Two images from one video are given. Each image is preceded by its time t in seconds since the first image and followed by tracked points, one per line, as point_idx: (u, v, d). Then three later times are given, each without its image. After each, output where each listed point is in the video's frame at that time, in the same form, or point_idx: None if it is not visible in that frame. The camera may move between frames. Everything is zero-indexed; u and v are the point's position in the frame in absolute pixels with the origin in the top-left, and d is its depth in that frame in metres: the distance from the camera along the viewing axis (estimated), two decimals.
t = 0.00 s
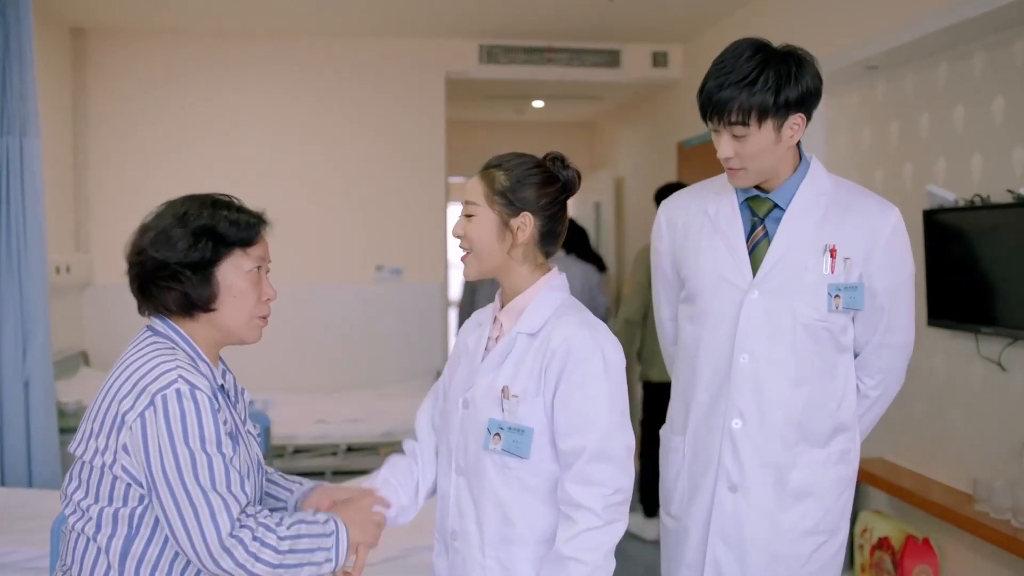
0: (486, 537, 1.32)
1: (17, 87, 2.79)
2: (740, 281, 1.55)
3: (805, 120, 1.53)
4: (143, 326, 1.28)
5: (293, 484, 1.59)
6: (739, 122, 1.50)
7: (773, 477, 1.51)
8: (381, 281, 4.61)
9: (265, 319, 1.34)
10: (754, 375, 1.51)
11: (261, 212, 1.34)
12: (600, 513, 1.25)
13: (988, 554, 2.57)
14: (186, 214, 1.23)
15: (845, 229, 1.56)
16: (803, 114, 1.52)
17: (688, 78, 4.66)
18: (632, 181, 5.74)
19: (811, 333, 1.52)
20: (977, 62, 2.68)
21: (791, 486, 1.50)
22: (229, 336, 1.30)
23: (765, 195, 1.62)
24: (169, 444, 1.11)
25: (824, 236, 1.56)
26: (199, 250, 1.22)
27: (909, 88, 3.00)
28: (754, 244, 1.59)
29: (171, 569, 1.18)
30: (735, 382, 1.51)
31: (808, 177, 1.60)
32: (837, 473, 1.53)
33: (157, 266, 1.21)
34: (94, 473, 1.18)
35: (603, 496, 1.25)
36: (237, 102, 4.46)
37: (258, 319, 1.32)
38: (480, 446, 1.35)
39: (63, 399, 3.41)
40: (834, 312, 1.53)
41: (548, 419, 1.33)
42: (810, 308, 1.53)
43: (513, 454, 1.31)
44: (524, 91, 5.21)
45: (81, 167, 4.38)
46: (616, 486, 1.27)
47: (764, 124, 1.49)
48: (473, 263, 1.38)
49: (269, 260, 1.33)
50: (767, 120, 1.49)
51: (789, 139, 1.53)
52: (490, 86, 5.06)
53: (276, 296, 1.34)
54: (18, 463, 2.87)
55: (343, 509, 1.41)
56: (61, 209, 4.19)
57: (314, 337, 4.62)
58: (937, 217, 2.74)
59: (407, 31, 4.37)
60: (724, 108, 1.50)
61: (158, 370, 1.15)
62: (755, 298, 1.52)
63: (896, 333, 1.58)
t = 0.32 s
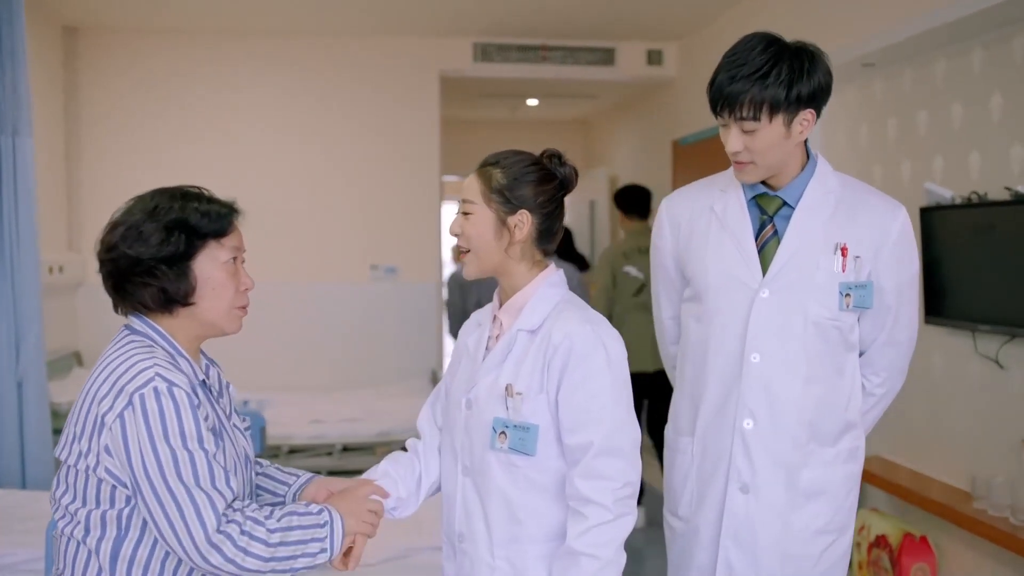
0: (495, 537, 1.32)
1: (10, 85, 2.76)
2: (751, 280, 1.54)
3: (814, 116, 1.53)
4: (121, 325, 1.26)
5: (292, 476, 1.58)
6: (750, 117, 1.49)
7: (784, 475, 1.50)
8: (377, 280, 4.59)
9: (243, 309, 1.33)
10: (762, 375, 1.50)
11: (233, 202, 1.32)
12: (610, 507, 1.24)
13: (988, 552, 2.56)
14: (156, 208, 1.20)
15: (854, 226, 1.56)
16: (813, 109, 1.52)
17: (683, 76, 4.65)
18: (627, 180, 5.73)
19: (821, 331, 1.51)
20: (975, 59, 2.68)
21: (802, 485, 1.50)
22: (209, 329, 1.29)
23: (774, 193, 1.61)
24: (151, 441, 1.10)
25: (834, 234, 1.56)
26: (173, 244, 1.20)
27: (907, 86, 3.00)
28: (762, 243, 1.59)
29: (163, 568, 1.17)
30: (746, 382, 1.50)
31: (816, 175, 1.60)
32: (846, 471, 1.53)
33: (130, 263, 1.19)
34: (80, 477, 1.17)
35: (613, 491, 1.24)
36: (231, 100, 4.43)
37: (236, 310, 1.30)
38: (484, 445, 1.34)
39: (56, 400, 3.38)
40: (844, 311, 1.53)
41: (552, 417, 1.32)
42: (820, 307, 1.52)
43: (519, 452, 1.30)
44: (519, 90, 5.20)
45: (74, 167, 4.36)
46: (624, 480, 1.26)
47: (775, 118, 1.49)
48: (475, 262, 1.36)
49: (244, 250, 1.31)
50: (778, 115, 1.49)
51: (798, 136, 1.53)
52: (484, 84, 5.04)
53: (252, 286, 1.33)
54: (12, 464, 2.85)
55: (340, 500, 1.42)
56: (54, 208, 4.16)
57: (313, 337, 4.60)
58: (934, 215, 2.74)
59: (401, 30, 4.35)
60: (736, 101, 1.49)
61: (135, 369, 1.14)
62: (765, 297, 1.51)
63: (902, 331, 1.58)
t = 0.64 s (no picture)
0: (496, 537, 1.32)
1: (7, 86, 2.75)
2: (750, 279, 1.54)
3: (820, 108, 1.53)
4: (111, 328, 1.25)
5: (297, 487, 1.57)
6: (753, 102, 1.51)
7: (781, 475, 1.49)
8: (375, 279, 4.58)
9: (234, 308, 1.32)
10: (764, 375, 1.50)
11: (220, 201, 1.31)
12: (614, 512, 1.23)
13: (989, 552, 2.56)
14: (144, 209, 1.19)
15: (860, 225, 1.54)
16: (820, 103, 1.53)
17: (682, 75, 4.64)
18: (626, 179, 5.73)
19: (822, 332, 1.50)
20: (975, 58, 2.67)
21: (799, 486, 1.49)
22: (201, 329, 1.28)
23: (778, 192, 1.61)
24: (145, 443, 1.09)
25: (838, 233, 1.54)
26: (162, 244, 1.19)
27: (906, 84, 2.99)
28: (766, 240, 1.58)
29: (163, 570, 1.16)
30: (744, 380, 1.50)
31: (824, 173, 1.58)
32: (848, 474, 1.51)
33: (120, 265, 1.18)
34: (74, 480, 1.16)
35: (618, 495, 1.24)
36: (228, 99, 4.42)
37: (227, 309, 1.29)
38: (490, 442, 1.34)
39: (54, 401, 3.37)
40: (845, 311, 1.51)
41: (561, 417, 1.32)
42: (820, 307, 1.51)
43: (524, 450, 1.30)
44: (517, 89, 5.19)
45: (71, 167, 4.34)
46: (630, 485, 1.25)
47: (778, 104, 1.50)
48: (489, 258, 1.36)
49: (233, 248, 1.30)
50: (781, 100, 1.50)
51: (803, 128, 1.53)
52: (482, 83, 5.04)
53: (242, 284, 1.32)
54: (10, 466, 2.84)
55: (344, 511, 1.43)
56: (51, 209, 4.15)
57: (311, 337, 4.59)
58: (936, 213, 2.73)
59: (399, 28, 4.35)
60: (740, 83, 1.51)
61: (129, 371, 1.12)
62: (763, 297, 1.51)
63: (913, 332, 1.55)
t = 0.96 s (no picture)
0: (494, 539, 1.31)
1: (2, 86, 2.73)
2: (750, 279, 1.54)
3: (814, 104, 1.54)
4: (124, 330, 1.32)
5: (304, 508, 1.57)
6: (745, 94, 1.53)
7: (782, 476, 1.49)
8: (370, 281, 4.57)
9: (244, 304, 1.38)
10: (763, 376, 1.50)
11: (225, 202, 1.38)
12: (615, 518, 1.22)
13: (987, 552, 2.56)
14: (150, 214, 1.26)
15: (860, 226, 1.54)
16: (813, 98, 1.53)
17: (678, 75, 4.64)
18: (622, 180, 5.72)
19: (822, 334, 1.50)
20: (973, 59, 2.68)
21: (800, 487, 1.48)
22: (213, 326, 1.35)
23: (777, 193, 1.61)
24: (166, 442, 1.15)
25: (838, 234, 1.54)
26: (169, 247, 1.25)
27: (904, 85, 3.00)
28: (765, 242, 1.58)
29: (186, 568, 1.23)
30: (745, 381, 1.50)
31: (823, 173, 1.58)
32: (850, 475, 1.50)
33: (130, 269, 1.25)
34: (98, 480, 1.22)
35: (620, 501, 1.23)
36: (225, 99, 4.40)
37: (237, 305, 1.36)
38: (490, 443, 1.34)
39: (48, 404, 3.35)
40: (843, 313, 1.51)
41: (563, 419, 1.31)
42: (820, 308, 1.51)
43: (524, 451, 1.30)
44: (512, 90, 5.18)
45: (65, 168, 4.32)
46: (631, 490, 1.24)
47: (769, 95, 1.52)
48: (492, 263, 1.36)
49: (240, 248, 1.37)
50: (771, 92, 1.52)
51: (797, 123, 1.53)
52: (477, 84, 5.03)
53: (251, 281, 1.39)
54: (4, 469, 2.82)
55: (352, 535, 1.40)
56: (45, 210, 4.13)
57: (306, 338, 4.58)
58: (933, 215, 2.74)
59: (391, 29, 4.34)
60: (732, 75, 1.55)
61: (151, 370, 1.19)
62: (762, 298, 1.52)
63: (916, 333, 1.54)
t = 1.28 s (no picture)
0: (494, 541, 1.31)
1: None
2: (764, 285, 1.54)
3: (809, 106, 1.54)
4: (176, 329, 1.36)
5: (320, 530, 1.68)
6: (740, 93, 1.56)
7: (802, 480, 1.48)
8: (363, 283, 4.56)
9: (288, 303, 1.42)
10: (783, 381, 1.49)
11: (267, 208, 1.41)
12: (612, 523, 1.22)
13: (981, 553, 2.57)
14: (199, 221, 1.30)
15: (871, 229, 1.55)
16: (807, 100, 1.54)
17: (670, 78, 4.65)
18: (614, 181, 5.73)
19: (839, 337, 1.50)
20: (966, 63, 2.69)
21: (821, 491, 1.48)
22: (260, 325, 1.38)
23: (785, 196, 1.60)
24: (216, 430, 1.20)
25: (849, 236, 1.55)
26: (218, 252, 1.29)
27: (897, 89, 3.01)
28: (776, 247, 1.58)
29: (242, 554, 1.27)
30: (763, 387, 1.49)
31: (831, 176, 1.59)
32: (868, 477, 1.50)
33: (182, 273, 1.29)
34: (159, 470, 1.27)
35: (616, 506, 1.23)
36: (224, 99, 4.39)
37: (282, 304, 1.39)
38: (489, 447, 1.35)
39: (38, 407, 3.33)
40: (860, 314, 1.51)
41: (560, 422, 1.31)
42: (836, 311, 1.51)
43: (520, 456, 1.30)
44: (504, 92, 5.18)
45: (56, 170, 4.30)
46: (628, 495, 1.24)
47: (762, 95, 1.53)
48: (489, 263, 1.37)
49: (283, 251, 1.40)
50: (765, 91, 1.53)
51: (791, 124, 1.54)
52: (469, 86, 5.03)
53: (294, 282, 1.42)
54: None
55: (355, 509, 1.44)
56: (36, 212, 4.11)
57: (298, 341, 4.57)
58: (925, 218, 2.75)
59: (384, 30, 4.33)
60: (730, 77, 1.58)
61: (210, 363, 1.25)
62: (776, 302, 1.51)
63: (925, 333, 1.56)
